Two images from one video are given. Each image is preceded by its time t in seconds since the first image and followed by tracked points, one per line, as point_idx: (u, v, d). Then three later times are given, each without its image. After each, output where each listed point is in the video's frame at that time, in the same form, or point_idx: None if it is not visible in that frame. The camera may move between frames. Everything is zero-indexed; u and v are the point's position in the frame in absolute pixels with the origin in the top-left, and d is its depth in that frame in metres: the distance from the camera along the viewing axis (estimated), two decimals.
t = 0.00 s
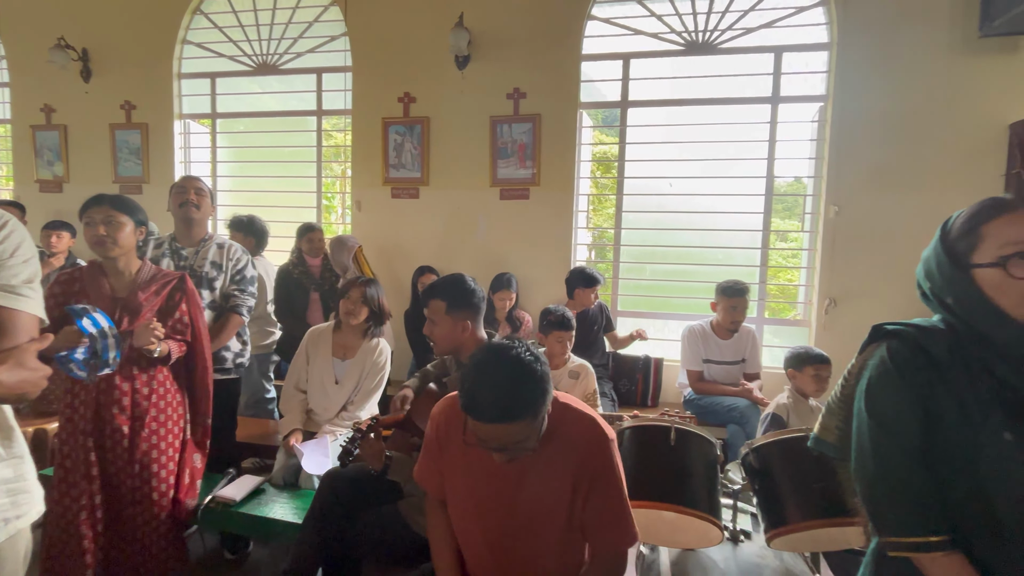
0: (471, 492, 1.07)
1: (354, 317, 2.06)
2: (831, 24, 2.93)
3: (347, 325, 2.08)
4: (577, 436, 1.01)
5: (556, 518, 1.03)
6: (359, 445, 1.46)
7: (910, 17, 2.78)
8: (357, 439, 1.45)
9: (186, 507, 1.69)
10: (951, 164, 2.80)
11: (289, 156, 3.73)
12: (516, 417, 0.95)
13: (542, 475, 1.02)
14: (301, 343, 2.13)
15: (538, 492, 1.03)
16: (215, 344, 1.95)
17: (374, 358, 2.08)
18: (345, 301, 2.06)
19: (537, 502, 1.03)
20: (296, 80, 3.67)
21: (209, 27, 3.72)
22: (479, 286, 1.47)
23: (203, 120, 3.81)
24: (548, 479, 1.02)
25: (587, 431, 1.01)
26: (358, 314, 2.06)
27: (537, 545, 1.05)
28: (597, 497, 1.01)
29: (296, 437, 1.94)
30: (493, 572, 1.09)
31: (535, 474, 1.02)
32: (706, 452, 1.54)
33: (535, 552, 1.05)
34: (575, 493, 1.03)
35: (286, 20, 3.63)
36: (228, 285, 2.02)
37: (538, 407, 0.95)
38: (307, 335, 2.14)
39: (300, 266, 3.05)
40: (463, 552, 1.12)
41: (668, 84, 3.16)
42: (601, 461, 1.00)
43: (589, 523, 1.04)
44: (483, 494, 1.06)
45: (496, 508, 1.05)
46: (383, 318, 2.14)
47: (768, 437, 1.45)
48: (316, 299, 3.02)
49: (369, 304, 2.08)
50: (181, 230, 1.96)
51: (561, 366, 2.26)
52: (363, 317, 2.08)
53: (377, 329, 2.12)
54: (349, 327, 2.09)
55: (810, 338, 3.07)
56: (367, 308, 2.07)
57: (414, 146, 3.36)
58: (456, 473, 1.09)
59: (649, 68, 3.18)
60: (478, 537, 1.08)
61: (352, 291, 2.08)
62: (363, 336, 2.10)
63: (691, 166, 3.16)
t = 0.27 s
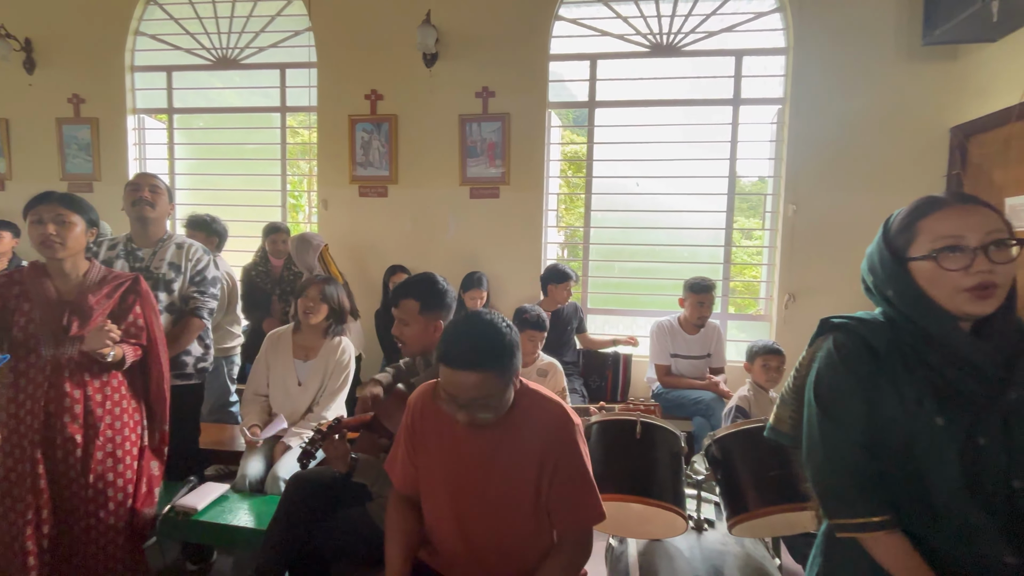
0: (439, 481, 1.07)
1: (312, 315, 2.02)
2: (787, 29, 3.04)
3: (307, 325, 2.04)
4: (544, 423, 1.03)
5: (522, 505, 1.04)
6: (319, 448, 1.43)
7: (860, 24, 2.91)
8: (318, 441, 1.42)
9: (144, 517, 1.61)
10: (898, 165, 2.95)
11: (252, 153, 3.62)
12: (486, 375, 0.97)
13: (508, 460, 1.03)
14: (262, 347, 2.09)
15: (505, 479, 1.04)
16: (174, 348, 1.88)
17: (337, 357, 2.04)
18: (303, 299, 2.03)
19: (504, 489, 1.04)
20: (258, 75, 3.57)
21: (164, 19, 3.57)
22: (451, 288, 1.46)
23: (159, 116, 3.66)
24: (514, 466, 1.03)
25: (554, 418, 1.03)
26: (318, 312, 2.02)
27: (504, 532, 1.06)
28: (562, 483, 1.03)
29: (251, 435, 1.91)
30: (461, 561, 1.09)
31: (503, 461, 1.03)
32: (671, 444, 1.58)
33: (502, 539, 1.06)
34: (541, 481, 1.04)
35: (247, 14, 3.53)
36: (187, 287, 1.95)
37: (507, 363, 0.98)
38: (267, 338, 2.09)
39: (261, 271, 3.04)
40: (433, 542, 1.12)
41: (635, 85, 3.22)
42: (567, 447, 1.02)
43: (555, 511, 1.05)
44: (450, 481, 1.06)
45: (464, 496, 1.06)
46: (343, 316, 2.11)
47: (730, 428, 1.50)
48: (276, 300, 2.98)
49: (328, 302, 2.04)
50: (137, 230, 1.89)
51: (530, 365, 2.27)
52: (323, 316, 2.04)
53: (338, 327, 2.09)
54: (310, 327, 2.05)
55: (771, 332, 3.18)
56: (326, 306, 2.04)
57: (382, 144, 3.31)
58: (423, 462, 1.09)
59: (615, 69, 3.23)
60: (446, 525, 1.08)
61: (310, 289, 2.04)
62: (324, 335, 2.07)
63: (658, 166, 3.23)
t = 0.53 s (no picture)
0: (406, 483, 1.07)
1: (265, 316, 1.97)
2: (748, 34, 3.14)
3: (261, 326, 1.99)
4: (510, 424, 1.04)
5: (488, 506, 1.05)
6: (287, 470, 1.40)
7: (815, 31, 3.02)
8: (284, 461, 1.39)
9: (98, 530, 1.56)
10: (851, 167, 3.09)
11: (212, 150, 3.50)
12: (430, 363, 0.99)
13: (475, 459, 1.04)
14: (216, 358, 2.03)
15: (472, 479, 1.05)
16: (131, 354, 1.79)
17: (295, 354, 2.01)
18: (253, 300, 1.97)
19: (470, 489, 1.05)
20: (218, 70, 3.45)
21: (116, 9, 3.42)
22: (417, 289, 1.45)
23: (111, 110, 3.49)
24: (481, 467, 1.04)
25: (519, 419, 1.04)
26: (270, 312, 1.97)
27: (472, 532, 1.07)
28: (529, 482, 1.04)
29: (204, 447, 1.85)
30: (429, 563, 1.09)
31: (469, 461, 1.04)
32: (637, 439, 1.62)
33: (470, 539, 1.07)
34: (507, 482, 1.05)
35: (206, 6, 3.41)
36: (146, 289, 1.86)
37: (451, 350, 1.00)
38: (220, 347, 2.03)
39: (224, 270, 2.91)
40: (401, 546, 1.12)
41: (602, 85, 3.26)
42: (533, 447, 1.04)
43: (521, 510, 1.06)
44: (418, 483, 1.06)
45: (430, 498, 1.06)
46: (298, 314, 2.06)
47: (694, 420, 1.55)
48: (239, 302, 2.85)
49: (279, 301, 1.99)
50: (92, 231, 1.80)
51: (501, 363, 2.28)
52: (276, 315, 1.99)
53: (293, 325, 2.04)
54: (264, 328, 2.01)
55: (735, 328, 3.28)
56: (278, 304, 1.99)
57: (349, 142, 3.26)
58: (390, 465, 1.09)
59: (583, 70, 3.26)
60: (413, 528, 1.08)
61: (258, 290, 1.98)
62: (279, 336, 2.02)
63: (626, 166, 3.29)
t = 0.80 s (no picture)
0: (372, 487, 1.06)
1: (218, 317, 1.89)
2: (717, 38, 3.21)
3: (216, 328, 1.92)
4: (479, 423, 1.05)
5: (457, 508, 1.05)
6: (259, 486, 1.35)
7: (781, 35, 3.11)
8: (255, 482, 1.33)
9: (56, 541, 1.49)
10: (816, 168, 3.19)
11: (178, 147, 3.39)
12: (385, 359, 0.99)
13: (445, 461, 1.04)
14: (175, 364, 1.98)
15: (441, 481, 1.05)
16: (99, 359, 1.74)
17: (254, 352, 1.95)
18: (202, 303, 1.89)
19: (439, 491, 1.05)
20: (183, 64, 3.34)
21: None
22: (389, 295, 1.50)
23: (68, 105, 3.35)
24: (450, 469, 1.04)
25: (488, 417, 1.05)
26: (223, 312, 1.90)
27: (440, 534, 1.06)
28: (499, 482, 1.04)
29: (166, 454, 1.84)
30: (402, 568, 1.08)
31: (438, 463, 1.04)
32: (611, 435, 1.64)
33: (438, 541, 1.07)
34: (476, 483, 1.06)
35: None
36: (114, 291, 1.80)
37: (406, 346, 1.00)
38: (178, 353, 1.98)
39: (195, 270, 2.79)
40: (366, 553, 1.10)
41: (577, 85, 3.29)
42: (502, 445, 1.04)
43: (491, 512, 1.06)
44: (388, 488, 1.05)
45: (398, 501, 1.05)
46: (252, 312, 1.99)
47: (665, 415, 1.59)
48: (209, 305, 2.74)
49: (230, 299, 1.91)
50: (56, 232, 1.73)
51: (477, 362, 2.29)
52: (230, 315, 1.92)
53: (249, 323, 1.97)
54: (220, 330, 1.94)
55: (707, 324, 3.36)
56: (230, 304, 1.91)
57: (321, 140, 3.20)
58: (356, 469, 1.07)
59: (557, 70, 3.28)
60: (380, 532, 1.07)
61: (206, 291, 1.90)
62: (235, 336, 1.95)
63: (600, 165, 3.33)
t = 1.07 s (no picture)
0: (354, 503, 1.05)
1: (180, 319, 1.82)
2: (695, 39, 3.26)
3: (181, 330, 1.86)
4: (461, 428, 1.05)
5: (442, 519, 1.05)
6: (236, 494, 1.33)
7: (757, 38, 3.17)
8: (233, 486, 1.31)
9: (21, 552, 1.45)
10: (791, 169, 3.27)
11: (149, 143, 3.29)
12: (347, 395, 0.94)
13: (428, 467, 1.04)
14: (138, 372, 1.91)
15: (425, 494, 1.05)
16: (76, 362, 1.69)
17: (223, 351, 1.90)
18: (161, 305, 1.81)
19: (423, 504, 1.05)
20: (155, 58, 3.25)
21: None
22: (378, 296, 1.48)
23: (32, 98, 3.22)
24: (434, 482, 1.04)
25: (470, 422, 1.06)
26: (185, 312, 1.82)
27: (425, 545, 1.07)
28: (484, 485, 1.05)
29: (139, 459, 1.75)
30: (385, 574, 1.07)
31: (422, 476, 1.04)
32: (592, 432, 1.66)
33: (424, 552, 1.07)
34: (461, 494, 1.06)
35: None
36: (90, 292, 1.75)
37: (369, 382, 0.95)
38: (143, 359, 1.91)
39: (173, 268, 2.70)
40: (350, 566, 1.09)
41: (558, 85, 3.30)
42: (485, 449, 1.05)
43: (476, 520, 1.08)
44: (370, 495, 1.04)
45: (382, 516, 1.04)
46: (215, 312, 1.93)
47: (645, 412, 1.61)
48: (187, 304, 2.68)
49: (193, 299, 1.84)
50: (30, 230, 1.67)
51: (460, 361, 2.28)
52: (192, 316, 1.84)
53: (215, 322, 1.92)
54: (186, 332, 1.88)
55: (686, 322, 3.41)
56: (193, 304, 1.84)
57: (299, 137, 3.15)
58: (335, 487, 1.05)
59: (538, 69, 3.29)
60: (364, 546, 1.06)
61: (165, 292, 1.81)
62: (203, 336, 1.90)
63: (581, 165, 3.35)
